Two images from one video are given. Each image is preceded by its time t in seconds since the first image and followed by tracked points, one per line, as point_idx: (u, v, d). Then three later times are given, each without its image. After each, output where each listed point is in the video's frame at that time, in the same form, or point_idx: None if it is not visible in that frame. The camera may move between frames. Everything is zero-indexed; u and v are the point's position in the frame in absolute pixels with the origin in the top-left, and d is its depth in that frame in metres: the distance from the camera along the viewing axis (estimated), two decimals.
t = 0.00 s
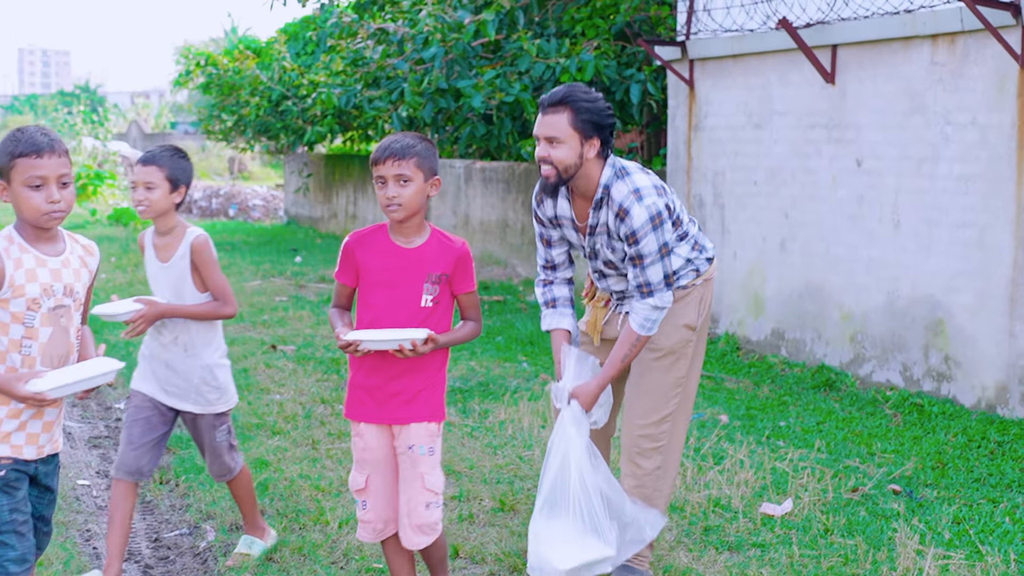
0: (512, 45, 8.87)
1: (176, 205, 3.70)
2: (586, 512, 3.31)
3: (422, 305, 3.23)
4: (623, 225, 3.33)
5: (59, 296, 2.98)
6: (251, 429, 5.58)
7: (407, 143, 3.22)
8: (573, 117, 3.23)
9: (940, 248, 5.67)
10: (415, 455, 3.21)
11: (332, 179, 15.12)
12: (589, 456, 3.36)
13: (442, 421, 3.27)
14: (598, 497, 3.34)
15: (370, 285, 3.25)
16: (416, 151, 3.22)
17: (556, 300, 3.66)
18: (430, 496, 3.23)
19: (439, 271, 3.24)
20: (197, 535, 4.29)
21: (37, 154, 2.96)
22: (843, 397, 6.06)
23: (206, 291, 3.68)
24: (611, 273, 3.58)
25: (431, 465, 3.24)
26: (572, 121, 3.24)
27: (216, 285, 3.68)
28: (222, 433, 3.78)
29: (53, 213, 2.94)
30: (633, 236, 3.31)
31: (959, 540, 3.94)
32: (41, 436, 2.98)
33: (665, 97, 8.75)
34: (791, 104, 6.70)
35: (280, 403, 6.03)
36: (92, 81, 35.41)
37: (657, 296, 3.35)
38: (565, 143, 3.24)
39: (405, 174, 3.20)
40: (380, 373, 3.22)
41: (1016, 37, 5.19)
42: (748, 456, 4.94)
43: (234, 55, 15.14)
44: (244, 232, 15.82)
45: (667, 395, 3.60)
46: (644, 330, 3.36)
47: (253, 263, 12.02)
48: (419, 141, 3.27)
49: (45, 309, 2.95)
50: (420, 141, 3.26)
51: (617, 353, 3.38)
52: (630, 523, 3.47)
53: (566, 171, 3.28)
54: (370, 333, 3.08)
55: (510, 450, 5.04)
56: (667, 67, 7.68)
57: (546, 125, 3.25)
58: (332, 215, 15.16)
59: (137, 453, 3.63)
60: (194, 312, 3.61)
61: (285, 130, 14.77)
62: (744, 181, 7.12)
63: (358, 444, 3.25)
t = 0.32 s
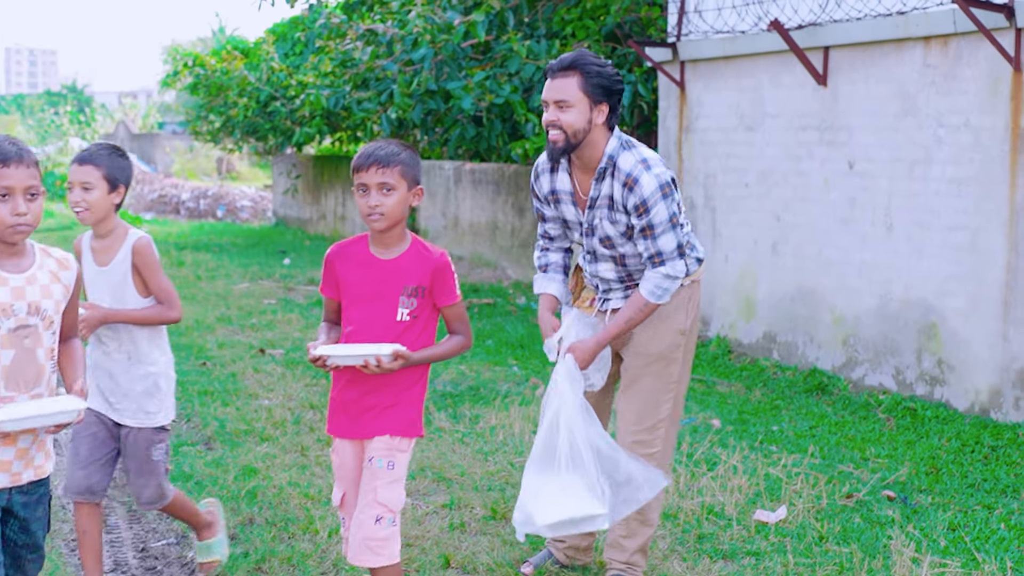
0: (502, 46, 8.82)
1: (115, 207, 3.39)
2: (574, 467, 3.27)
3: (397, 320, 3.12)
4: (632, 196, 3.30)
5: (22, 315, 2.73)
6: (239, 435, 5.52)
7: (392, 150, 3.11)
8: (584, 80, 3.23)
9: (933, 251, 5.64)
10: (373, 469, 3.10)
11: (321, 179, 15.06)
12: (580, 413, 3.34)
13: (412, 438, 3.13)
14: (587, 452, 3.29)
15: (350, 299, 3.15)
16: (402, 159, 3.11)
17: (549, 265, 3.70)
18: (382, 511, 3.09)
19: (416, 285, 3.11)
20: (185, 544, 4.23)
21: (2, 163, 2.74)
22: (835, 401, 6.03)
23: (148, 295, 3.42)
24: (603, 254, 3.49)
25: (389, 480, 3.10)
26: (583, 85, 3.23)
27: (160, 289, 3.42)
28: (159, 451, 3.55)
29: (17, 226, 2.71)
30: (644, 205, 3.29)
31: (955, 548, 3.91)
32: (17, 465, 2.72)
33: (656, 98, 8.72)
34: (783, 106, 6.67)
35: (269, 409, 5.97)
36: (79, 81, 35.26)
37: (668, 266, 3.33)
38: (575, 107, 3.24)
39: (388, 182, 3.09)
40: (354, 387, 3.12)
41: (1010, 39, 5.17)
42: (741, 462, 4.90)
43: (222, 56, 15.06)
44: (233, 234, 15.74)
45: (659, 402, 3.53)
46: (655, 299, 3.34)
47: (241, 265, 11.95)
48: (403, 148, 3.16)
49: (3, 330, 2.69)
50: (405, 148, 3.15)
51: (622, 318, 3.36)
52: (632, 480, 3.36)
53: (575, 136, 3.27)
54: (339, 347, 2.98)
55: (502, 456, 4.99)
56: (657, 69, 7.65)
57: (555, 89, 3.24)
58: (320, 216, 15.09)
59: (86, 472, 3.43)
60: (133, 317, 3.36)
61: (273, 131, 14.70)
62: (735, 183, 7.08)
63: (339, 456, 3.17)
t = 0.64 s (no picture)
0: (491, 48, 8.77)
1: (65, 200, 3.25)
2: (561, 436, 3.25)
3: (370, 345, 2.94)
4: (638, 176, 3.28)
5: None
6: (227, 444, 5.45)
7: (372, 165, 2.95)
8: (593, 60, 3.22)
9: (925, 256, 5.61)
10: (347, 503, 2.95)
11: (309, 181, 14.99)
12: (568, 384, 3.32)
13: (387, 468, 2.97)
14: (573, 421, 3.27)
15: (324, 320, 2.99)
16: (382, 175, 2.95)
17: (540, 249, 3.67)
18: (357, 547, 2.95)
19: (390, 308, 2.93)
20: (171, 557, 4.16)
21: None
22: (827, 406, 5.99)
23: (96, 293, 3.31)
24: (598, 241, 3.42)
25: (364, 514, 2.96)
26: (592, 64, 3.22)
27: (109, 288, 3.31)
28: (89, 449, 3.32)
29: None
30: (650, 186, 3.25)
31: (950, 557, 3.88)
32: None
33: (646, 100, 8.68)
34: (774, 110, 6.63)
35: (257, 416, 5.91)
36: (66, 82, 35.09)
37: (674, 249, 3.28)
38: (585, 87, 3.23)
39: (366, 199, 2.93)
40: (327, 414, 2.96)
41: (1002, 42, 5.14)
42: (733, 469, 4.86)
43: (209, 57, 14.98)
44: (221, 236, 15.65)
45: (651, 411, 3.45)
46: (659, 281, 3.29)
47: (229, 269, 11.87)
48: (383, 164, 3.00)
49: None
50: (385, 164, 3.00)
51: (625, 295, 3.30)
52: (623, 453, 3.27)
53: (585, 116, 3.26)
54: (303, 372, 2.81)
55: (492, 465, 4.95)
56: (647, 72, 7.61)
57: (565, 68, 3.23)
58: (309, 218, 15.02)
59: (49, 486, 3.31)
60: (84, 314, 3.25)
61: (261, 134, 14.64)
62: (726, 187, 7.04)
63: (315, 482, 3.03)
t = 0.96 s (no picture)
0: (480, 52, 8.72)
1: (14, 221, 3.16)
2: (542, 428, 3.24)
3: (336, 372, 2.83)
4: (642, 170, 3.25)
5: None
6: (213, 454, 5.39)
7: (349, 185, 2.88)
8: (603, 53, 3.25)
9: (917, 261, 5.58)
10: (311, 538, 2.83)
11: (297, 184, 14.91)
12: (551, 376, 3.28)
13: (353, 502, 2.85)
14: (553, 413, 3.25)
15: (289, 345, 2.88)
16: (359, 195, 2.87)
17: (530, 253, 3.60)
18: None
19: (358, 335, 2.82)
20: (156, 572, 4.10)
21: None
22: (819, 413, 5.96)
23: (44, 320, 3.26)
24: (593, 237, 3.38)
25: (329, 552, 2.84)
26: (602, 56, 3.25)
27: (58, 315, 3.27)
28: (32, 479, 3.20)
29: None
30: (653, 180, 3.24)
31: (944, 570, 3.84)
32: None
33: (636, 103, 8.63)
34: (765, 114, 6.59)
35: (244, 425, 5.85)
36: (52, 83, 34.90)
37: (670, 247, 3.24)
38: (595, 79, 3.25)
39: (341, 219, 2.85)
40: (290, 445, 2.85)
41: (995, 47, 5.11)
42: (726, 479, 4.81)
43: (196, 59, 14.89)
44: (208, 239, 15.54)
45: (641, 424, 3.39)
46: (650, 277, 3.25)
47: (216, 272, 11.79)
48: (362, 184, 2.92)
49: None
50: (363, 184, 2.91)
51: (614, 287, 3.25)
52: (602, 446, 3.25)
53: (594, 109, 3.27)
54: (264, 403, 2.70)
55: (481, 475, 4.89)
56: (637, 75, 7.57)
57: (574, 60, 3.26)
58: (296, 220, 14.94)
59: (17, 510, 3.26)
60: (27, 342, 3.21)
61: (248, 136, 14.55)
62: (717, 192, 7.00)
63: (280, 516, 2.92)
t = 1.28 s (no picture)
0: (468, 54, 8.66)
1: None
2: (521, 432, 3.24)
3: (300, 390, 2.66)
4: (642, 166, 3.23)
5: None
6: (198, 464, 5.32)
7: (321, 195, 2.75)
8: (609, 51, 3.25)
9: (907, 267, 5.54)
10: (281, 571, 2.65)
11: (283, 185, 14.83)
12: (536, 381, 3.26)
13: (323, 529, 2.67)
14: (529, 422, 3.24)
15: (250, 360, 2.71)
16: (330, 206, 2.74)
17: (522, 263, 3.53)
18: None
19: (324, 350, 2.66)
20: None
21: None
22: (809, 419, 5.92)
23: None
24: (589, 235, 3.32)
25: None
26: (608, 55, 3.25)
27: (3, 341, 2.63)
28: None
29: None
30: (653, 177, 3.21)
31: None
32: None
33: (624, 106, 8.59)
34: (754, 118, 6.55)
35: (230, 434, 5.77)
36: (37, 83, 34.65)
37: (660, 247, 3.18)
38: (601, 77, 3.25)
39: (312, 231, 2.71)
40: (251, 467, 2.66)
41: (986, 52, 5.08)
42: (716, 488, 4.76)
43: (182, 60, 14.78)
44: (193, 241, 15.42)
45: (630, 438, 3.33)
46: (637, 276, 3.19)
47: (201, 276, 11.69)
48: (334, 196, 2.80)
49: None
50: (336, 196, 2.79)
51: (602, 284, 3.22)
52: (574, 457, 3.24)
53: (599, 106, 3.26)
54: (225, 422, 2.54)
55: (470, 485, 4.84)
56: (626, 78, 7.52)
57: (580, 58, 3.26)
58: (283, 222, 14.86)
59: None
60: None
61: (235, 137, 14.46)
62: (706, 196, 6.96)
63: (233, 545, 2.70)
